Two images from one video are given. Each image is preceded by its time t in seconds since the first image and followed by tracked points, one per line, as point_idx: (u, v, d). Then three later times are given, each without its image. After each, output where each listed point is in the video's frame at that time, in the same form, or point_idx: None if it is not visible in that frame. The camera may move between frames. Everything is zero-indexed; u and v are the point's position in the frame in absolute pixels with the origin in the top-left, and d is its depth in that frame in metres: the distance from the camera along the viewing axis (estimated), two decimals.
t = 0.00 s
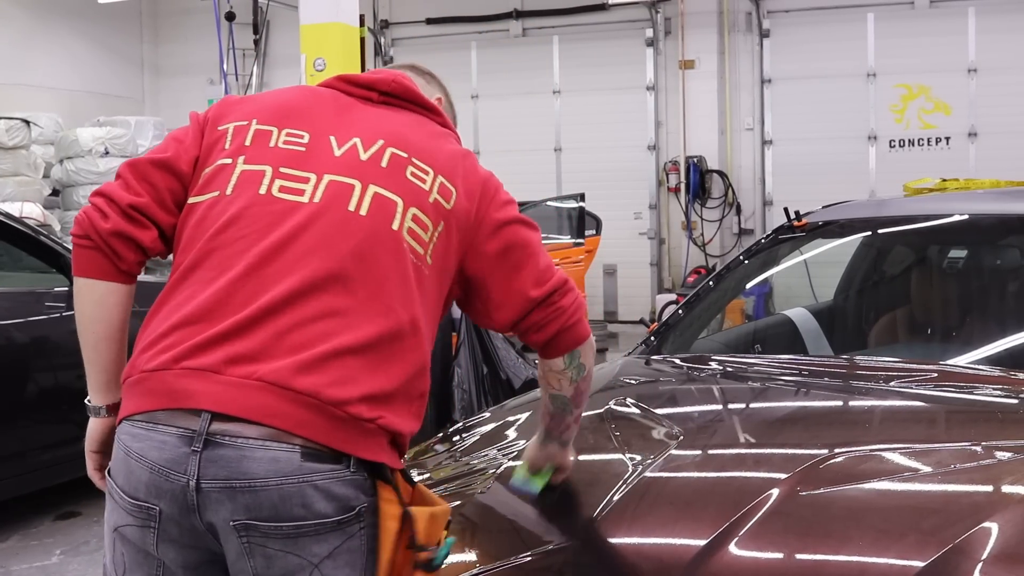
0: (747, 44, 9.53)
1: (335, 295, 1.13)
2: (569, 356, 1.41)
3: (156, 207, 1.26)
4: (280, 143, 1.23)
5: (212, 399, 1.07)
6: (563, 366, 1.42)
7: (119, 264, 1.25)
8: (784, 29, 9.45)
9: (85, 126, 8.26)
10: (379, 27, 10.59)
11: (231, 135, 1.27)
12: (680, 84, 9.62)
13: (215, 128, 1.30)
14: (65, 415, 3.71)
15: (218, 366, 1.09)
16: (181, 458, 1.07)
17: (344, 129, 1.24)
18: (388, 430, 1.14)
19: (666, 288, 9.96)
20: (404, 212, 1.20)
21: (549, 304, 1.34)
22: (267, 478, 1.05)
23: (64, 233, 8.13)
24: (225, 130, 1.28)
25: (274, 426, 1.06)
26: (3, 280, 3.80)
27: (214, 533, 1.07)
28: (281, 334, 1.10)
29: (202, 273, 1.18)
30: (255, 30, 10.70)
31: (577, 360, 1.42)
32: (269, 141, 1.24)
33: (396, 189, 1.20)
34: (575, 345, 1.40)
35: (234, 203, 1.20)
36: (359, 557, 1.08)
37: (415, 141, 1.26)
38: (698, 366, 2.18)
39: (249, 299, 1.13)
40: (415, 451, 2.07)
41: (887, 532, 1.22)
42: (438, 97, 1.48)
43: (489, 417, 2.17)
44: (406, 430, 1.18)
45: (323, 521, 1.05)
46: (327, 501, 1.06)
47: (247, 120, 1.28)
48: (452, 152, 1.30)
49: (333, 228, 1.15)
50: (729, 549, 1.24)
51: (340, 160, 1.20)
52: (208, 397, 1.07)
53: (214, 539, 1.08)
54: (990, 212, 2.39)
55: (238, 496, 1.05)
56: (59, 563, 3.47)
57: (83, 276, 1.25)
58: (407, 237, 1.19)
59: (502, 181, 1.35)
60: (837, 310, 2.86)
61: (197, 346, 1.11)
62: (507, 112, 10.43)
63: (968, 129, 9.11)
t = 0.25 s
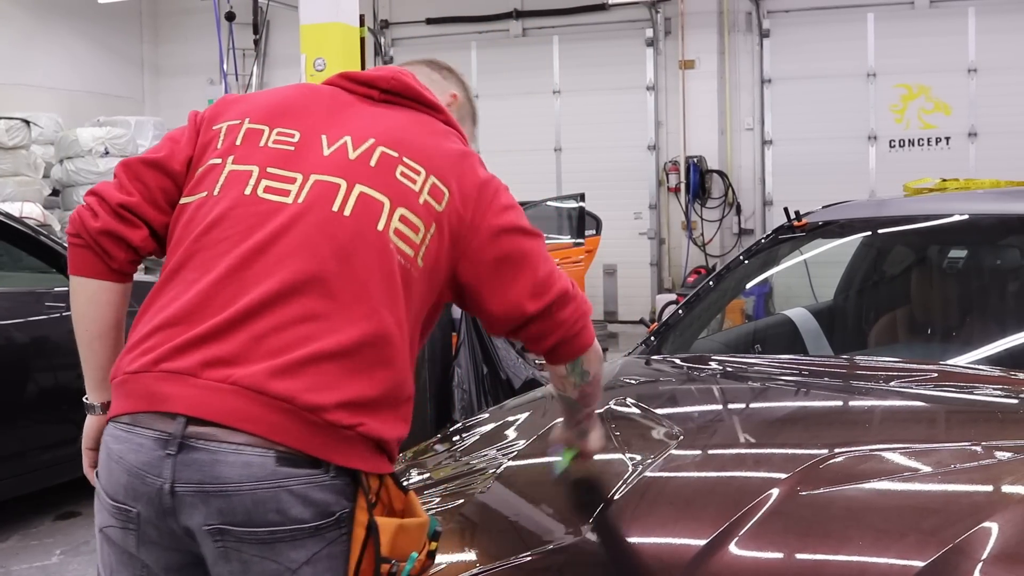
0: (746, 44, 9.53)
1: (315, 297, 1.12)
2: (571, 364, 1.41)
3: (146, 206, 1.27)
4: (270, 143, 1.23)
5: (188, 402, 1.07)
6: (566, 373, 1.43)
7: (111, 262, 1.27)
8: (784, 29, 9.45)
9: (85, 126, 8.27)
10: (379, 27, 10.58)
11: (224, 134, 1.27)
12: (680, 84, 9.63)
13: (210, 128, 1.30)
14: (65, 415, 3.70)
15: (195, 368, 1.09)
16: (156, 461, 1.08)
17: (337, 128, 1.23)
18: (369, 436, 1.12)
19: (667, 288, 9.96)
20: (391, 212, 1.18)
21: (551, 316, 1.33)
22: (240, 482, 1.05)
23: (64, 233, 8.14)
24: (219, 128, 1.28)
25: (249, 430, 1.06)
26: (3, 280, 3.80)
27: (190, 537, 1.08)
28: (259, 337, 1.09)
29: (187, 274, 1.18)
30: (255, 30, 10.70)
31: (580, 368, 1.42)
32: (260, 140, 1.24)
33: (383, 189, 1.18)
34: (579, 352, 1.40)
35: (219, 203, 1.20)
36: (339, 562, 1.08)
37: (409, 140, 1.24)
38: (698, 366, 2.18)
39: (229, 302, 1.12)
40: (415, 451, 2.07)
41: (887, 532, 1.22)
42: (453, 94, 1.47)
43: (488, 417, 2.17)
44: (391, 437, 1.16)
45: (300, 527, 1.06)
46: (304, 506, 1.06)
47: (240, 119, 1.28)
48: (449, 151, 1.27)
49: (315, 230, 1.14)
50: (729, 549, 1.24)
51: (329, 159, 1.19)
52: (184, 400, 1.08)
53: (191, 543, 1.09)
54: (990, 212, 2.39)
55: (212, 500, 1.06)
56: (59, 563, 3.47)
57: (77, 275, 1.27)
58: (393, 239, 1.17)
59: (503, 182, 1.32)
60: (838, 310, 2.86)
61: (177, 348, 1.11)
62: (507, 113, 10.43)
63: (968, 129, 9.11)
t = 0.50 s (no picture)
0: (746, 44, 9.53)
1: (311, 299, 1.11)
2: (575, 377, 1.41)
3: (155, 203, 1.27)
4: (279, 142, 1.23)
5: (179, 401, 1.08)
6: (569, 386, 1.43)
7: (119, 258, 1.27)
8: (784, 29, 9.45)
9: (86, 126, 8.27)
10: (379, 26, 10.57)
11: (236, 131, 1.28)
12: (680, 84, 9.63)
13: (222, 125, 1.31)
14: (65, 415, 3.71)
15: (188, 365, 1.09)
16: (143, 458, 1.09)
17: (349, 130, 1.23)
18: (362, 445, 1.10)
19: (667, 288, 9.96)
20: (397, 218, 1.17)
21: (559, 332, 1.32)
22: (222, 484, 1.05)
23: (64, 233, 8.14)
24: (232, 126, 1.29)
25: (235, 432, 1.05)
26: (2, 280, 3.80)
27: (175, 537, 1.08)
28: (252, 336, 1.09)
29: (186, 273, 1.18)
30: (255, 30, 10.70)
31: (582, 381, 1.42)
32: (269, 139, 1.24)
33: (390, 194, 1.18)
34: (583, 367, 1.39)
35: (223, 201, 1.20)
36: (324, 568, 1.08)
37: (423, 146, 1.23)
38: (698, 366, 2.18)
39: (225, 300, 1.12)
40: (415, 451, 2.07)
41: (887, 533, 1.22)
42: (479, 103, 1.48)
43: (489, 417, 2.17)
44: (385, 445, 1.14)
45: (284, 532, 1.06)
46: (288, 511, 1.06)
47: (251, 118, 1.28)
48: (464, 159, 1.26)
49: (315, 231, 1.14)
50: (729, 549, 1.24)
51: (337, 161, 1.19)
52: (172, 399, 1.08)
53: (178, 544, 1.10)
54: (990, 212, 2.39)
55: (194, 501, 1.06)
56: (59, 562, 3.47)
57: (88, 270, 1.29)
58: (396, 244, 1.16)
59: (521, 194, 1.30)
60: (838, 310, 2.86)
61: (172, 345, 1.11)
62: (507, 113, 10.44)
63: (968, 129, 9.11)
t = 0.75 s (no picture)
0: (747, 44, 9.53)
1: (316, 306, 1.11)
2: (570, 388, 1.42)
3: (157, 199, 1.27)
4: (287, 143, 1.23)
5: (180, 403, 1.08)
6: (565, 394, 1.44)
7: (122, 255, 1.28)
8: (784, 29, 9.45)
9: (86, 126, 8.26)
10: (379, 26, 10.57)
11: (243, 131, 1.27)
12: (680, 84, 9.63)
13: (230, 124, 1.31)
14: (65, 415, 3.70)
15: (190, 366, 1.09)
16: (144, 462, 1.09)
17: (359, 134, 1.23)
18: (365, 451, 1.10)
19: (667, 288, 9.96)
20: (404, 225, 1.17)
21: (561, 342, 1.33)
22: (222, 489, 1.05)
23: (64, 233, 8.14)
24: (239, 125, 1.29)
25: (237, 436, 1.06)
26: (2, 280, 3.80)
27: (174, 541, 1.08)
28: (256, 340, 1.09)
29: (190, 273, 1.18)
30: (255, 30, 10.69)
31: (578, 391, 1.44)
32: (277, 140, 1.24)
33: (398, 201, 1.18)
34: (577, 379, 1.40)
35: (229, 203, 1.20)
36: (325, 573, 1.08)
37: (433, 154, 1.23)
38: (698, 366, 2.18)
39: (230, 302, 1.12)
40: (415, 451, 2.07)
41: (887, 532, 1.22)
42: (485, 107, 1.50)
43: (489, 418, 2.17)
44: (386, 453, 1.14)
45: (284, 537, 1.05)
46: (289, 517, 1.06)
47: (259, 118, 1.28)
48: (474, 167, 1.25)
49: (322, 236, 1.14)
50: (729, 549, 1.24)
51: (345, 165, 1.19)
52: (173, 401, 1.08)
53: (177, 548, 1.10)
54: (990, 212, 2.39)
55: (194, 505, 1.06)
56: (59, 563, 3.47)
57: (90, 267, 1.29)
58: (403, 252, 1.16)
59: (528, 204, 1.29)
60: (838, 310, 2.86)
61: (175, 347, 1.11)
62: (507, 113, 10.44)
63: (968, 129, 9.11)
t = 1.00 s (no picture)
0: (747, 44, 9.52)
1: (325, 311, 1.11)
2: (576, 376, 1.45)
3: (160, 189, 1.25)
4: (297, 145, 1.22)
5: (183, 401, 1.07)
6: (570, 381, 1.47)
7: (122, 242, 1.26)
8: (784, 29, 9.45)
9: (86, 126, 8.27)
10: (379, 27, 10.57)
11: (249, 129, 1.26)
12: (680, 84, 9.63)
13: (236, 120, 1.29)
14: (65, 416, 3.71)
15: (194, 365, 1.08)
16: (144, 463, 1.09)
17: (369, 139, 1.22)
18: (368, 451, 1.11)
19: (667, 288, 9.95)
20: (414, 233, 1.17)
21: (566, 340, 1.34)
22: (226, 490, 1.05)
23: (64, 233, 8.14)
24: (245, 122, 1.27)
25: (241, 437, 1.06)
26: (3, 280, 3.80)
27: (176, 542, 1.08)
28: (262, 340, 1.09)
29: (193, 270, 1.18)
30: (255, 30, 10.70)
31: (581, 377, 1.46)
32: (286, 141, 1.23)
33: (408, 209, 1.17)
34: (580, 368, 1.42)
35: (235, 202, 1.19)
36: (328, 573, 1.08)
37: (442, 163, 1.23)
38: (698, 366, 2.18)
39: (236, 302, 1.12)
40: (414, 451, 2.07)
41: (887, 533, 1.22)
42: (486, 110, 1.51)
43: (488, 417, 2.17)
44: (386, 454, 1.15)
45: (287, 539, 1.05)
46: (292, 518, 1.06)
47: (268, 116, 1.27)
48: (481, 178, 1.26)
49: (331, 241, 1.13)
50: (729, 549, 1.24)
51: (357, 170, 1.18)
52: (175, 399, 1.08)
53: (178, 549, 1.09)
54: (990, 212, 2.39)
55: (197, 507, 1.05)
56: (59, 562, 3.47)
57: (87, 253, 1.27)
58: (411, 261, 1.16)
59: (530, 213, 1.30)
60: (838, 310, 2.86)
61: (179, 344, 1.10)
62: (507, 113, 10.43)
63: (968, 129, 9.11)
